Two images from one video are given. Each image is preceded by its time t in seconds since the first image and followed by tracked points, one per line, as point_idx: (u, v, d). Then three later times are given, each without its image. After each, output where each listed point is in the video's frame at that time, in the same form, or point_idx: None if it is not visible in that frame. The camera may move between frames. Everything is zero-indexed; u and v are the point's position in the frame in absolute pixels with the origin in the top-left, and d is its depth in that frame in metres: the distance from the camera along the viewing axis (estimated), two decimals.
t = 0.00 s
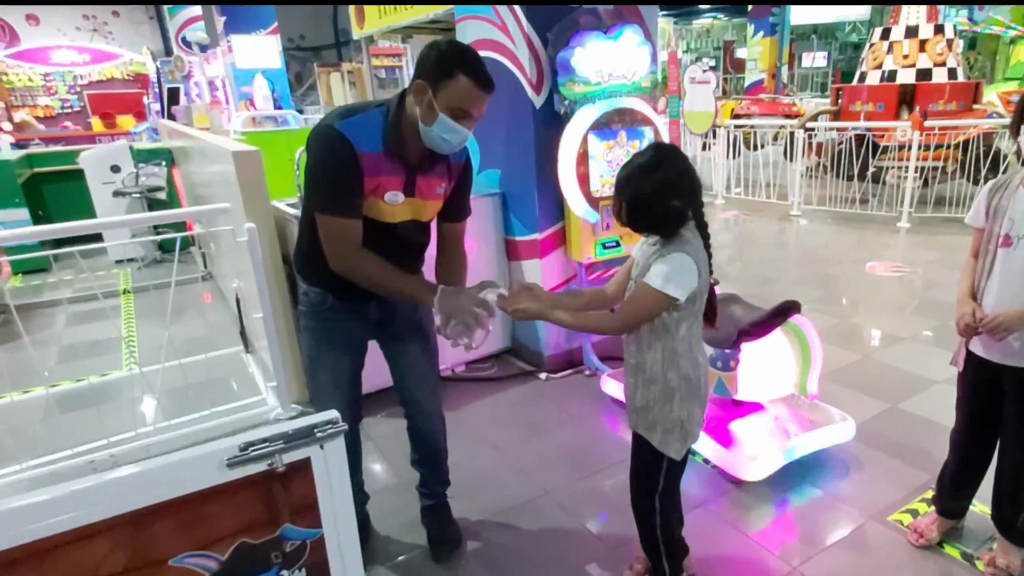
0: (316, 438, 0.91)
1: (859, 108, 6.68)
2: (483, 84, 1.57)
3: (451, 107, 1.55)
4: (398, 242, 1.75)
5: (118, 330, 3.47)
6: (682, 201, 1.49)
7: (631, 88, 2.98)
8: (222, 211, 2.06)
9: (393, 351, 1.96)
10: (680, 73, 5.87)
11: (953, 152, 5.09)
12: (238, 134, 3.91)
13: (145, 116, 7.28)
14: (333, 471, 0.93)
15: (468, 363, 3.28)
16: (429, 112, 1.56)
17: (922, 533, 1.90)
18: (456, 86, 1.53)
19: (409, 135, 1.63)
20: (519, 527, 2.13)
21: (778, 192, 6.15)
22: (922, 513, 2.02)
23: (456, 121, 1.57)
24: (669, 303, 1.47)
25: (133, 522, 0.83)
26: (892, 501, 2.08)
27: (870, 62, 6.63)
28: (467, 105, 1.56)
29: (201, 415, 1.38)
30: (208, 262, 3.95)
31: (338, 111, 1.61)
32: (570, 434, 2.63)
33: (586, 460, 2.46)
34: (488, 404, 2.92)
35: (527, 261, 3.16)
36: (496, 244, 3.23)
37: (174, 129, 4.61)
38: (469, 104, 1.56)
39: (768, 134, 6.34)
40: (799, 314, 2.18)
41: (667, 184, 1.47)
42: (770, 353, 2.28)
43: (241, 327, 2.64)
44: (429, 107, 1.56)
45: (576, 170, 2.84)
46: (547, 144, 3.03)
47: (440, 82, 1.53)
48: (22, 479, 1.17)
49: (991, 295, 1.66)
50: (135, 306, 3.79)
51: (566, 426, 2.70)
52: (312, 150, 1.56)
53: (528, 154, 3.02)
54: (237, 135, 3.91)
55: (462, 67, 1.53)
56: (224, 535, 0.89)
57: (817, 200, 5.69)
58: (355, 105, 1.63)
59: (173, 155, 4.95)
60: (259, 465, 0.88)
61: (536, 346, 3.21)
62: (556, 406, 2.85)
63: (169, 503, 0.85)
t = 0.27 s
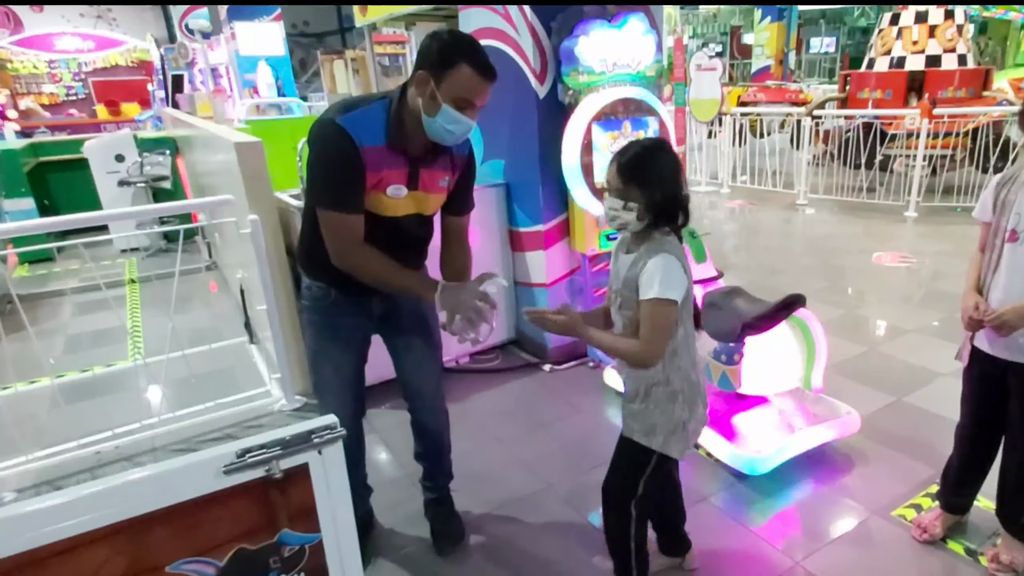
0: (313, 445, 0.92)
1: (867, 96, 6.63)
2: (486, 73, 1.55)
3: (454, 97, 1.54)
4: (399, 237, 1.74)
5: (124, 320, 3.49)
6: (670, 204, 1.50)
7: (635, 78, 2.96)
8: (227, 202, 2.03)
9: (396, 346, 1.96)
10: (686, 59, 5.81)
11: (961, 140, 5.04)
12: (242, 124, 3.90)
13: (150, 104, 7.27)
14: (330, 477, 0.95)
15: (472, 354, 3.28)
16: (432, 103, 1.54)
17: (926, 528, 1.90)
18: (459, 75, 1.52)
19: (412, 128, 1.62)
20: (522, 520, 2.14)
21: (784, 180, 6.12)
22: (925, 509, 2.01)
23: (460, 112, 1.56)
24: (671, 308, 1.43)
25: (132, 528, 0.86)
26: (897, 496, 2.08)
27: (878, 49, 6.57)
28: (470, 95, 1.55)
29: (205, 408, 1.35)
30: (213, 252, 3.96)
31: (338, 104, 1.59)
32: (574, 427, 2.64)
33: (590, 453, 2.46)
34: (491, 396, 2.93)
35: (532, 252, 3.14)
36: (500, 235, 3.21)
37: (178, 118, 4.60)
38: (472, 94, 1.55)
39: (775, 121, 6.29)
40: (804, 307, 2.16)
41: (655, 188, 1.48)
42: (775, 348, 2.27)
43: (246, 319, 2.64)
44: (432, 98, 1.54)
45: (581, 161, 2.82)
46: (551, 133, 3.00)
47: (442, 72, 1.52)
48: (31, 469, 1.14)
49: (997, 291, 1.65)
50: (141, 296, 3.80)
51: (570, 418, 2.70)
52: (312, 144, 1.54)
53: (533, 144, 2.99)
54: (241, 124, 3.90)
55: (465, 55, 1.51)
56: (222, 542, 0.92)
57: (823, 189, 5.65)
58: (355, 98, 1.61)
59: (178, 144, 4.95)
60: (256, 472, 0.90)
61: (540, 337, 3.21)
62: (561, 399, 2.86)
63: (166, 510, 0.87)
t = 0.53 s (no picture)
0: (312, 446, 0.94)
1: (874, 81, 6.57)
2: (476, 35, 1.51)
3: (449, 62, 1.51)
4: (402, 226, 1.72)
5: (127, 308, 3.49)
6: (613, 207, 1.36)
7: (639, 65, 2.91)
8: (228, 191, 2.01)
9: (398, 337, 1.96)
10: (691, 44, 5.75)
11: (969, 127, 4.99)
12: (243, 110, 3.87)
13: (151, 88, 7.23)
14: (330, 476, 0.97)
15: (475, 343, 3.28)
16: (427, 75, 1.52)
17: (929, 520, 1.90)
18: (445, 40, 1.48)
19: (408, 107, 1.59)
20: (525, 511, 2.14)
21: (788, 168, 6.08)
22: (929, 501, 2.01)
23: (458, 78, 1.52)
24: (638, 338, 1.35)
25: (129, 533, 0.86)
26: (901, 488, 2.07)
27: (886, 34, 6.50)
28: (465, 57, 1.51)
29: (207, 396, 1.29)
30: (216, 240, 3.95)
31: (332, 90, 1.57)
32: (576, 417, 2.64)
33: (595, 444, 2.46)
34: (494, 385, 2.93)
35: (534, 242, 3.15)
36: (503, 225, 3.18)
37: (179, 104, 4.57)
38: (467, 56, 1.51)
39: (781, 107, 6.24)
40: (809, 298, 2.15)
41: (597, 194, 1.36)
42: (782, 340, 2.25)
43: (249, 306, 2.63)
44: (427, 71, 1.51)
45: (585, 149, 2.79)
46: (552, 118, 2.98)
47: (430, 42, 1.49)
48: (35, 456, 1.12)
49: (987, 282, 1.65)
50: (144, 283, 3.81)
51: (573, 409, 2.70)
52: (306, 133, 1.53)
53: (535, 131, 2.97)
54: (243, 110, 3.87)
55: (452, 19, 1.46)
56: (221, 544, 0.93)
57: (829, 176, 5.61)
58: (348, 82, 1.59)
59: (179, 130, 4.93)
60: (255, 474, 0.91)
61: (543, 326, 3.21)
62: (563, 388, 2.87)
63: (164, 514, 0.87)
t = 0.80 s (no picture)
0: (316, 447, 0.95)
1: (885, 67, 6.51)
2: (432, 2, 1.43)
3: (427, 15, 1.48)
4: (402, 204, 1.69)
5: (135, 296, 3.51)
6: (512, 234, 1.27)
7: (647, 52, 2.88)
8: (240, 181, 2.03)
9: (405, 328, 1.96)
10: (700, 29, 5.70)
11: (980, 114, 4.94)
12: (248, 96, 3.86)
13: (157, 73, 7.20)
14: (334, 477, 0.98)
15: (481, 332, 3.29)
16: (409, 34, 1.49)
17: (936, 515, 1.89)
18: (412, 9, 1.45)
19: (397, 74, 1.58)
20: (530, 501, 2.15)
21: (797, 155, 6.04)
22: (936, 495, 2.00)
23: (437, 29, 1.49)
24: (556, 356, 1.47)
25: (136, 533, 0.88)
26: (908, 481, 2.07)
27: (898, 18, 6.42)
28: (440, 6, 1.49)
29: (215, 383, 1.29)
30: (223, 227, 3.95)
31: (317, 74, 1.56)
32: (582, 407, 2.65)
33: (603, 433, 2.47)
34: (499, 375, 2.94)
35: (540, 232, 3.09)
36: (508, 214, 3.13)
37: (184, 90, 4.55)
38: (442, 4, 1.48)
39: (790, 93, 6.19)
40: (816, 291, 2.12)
41: (493, 214, 1.41)
42: (788, 330, 2.23)
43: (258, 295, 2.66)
44: (406, 29, 1.49)
45: (590, 138, 2.76)
46: (556, 102, 2.93)
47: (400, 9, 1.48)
48: (44, 444, 1.13)
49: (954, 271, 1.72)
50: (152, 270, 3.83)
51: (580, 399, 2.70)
52: (293, 118, 1.53)
53: (539, 118, 2.94)
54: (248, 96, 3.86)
55: None
56: (225, 545, 0.95)
57: (837, 163, 5.58)
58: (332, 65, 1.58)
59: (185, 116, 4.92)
60: (259, 475, 0.93)
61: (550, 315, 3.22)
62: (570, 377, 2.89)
63: (170, 515, 0.90)
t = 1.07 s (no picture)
0: (319, 446, 0.90)
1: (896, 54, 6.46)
2: None
3: None
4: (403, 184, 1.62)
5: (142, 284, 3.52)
6: (328, 274, 1.08)
7: (656, 39, 2.83)
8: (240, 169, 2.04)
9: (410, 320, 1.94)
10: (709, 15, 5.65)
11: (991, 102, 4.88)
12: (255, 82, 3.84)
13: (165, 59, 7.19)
14: (337, 476, 0.93)
15: (487, 322, 3.28)
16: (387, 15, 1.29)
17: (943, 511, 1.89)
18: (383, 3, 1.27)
19: (380, 51, 1.52)
20: (537, 494, 2.14)
21: (805, 144, 6.01)
22: (943, 489, 2.00)
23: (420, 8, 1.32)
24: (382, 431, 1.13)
25: (133, 535, 0.83)
26: (918, 476, 2.06)
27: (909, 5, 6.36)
28: None
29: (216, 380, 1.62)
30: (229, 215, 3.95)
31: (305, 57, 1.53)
32: (589, 398, 2.64)
33: (607, 425, 2.46)
34: (506, 365, 2.93)
35: (546, 220, 3.09)
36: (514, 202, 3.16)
37: (191, 76, 4.54)
38: None
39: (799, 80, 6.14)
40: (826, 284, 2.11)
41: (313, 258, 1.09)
42: (793, 321, 2.22)
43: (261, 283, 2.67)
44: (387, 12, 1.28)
45: (599, 127, 2.73)
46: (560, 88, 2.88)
47: None
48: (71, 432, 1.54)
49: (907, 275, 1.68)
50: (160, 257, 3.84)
51: (586, 389, 2.70)
52: (285, 104, 1.50)
53: (546, 106, 2.91)
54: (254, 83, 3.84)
55: None
56: (225, 546, 0.90)
57: (846, 152, 5.54)
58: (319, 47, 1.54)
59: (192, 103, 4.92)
60: (261, 474, 0.88)
61: (555, 305, 3.20)
62: (575, 367, 2.87)
63: (168, 518, 0.85)
